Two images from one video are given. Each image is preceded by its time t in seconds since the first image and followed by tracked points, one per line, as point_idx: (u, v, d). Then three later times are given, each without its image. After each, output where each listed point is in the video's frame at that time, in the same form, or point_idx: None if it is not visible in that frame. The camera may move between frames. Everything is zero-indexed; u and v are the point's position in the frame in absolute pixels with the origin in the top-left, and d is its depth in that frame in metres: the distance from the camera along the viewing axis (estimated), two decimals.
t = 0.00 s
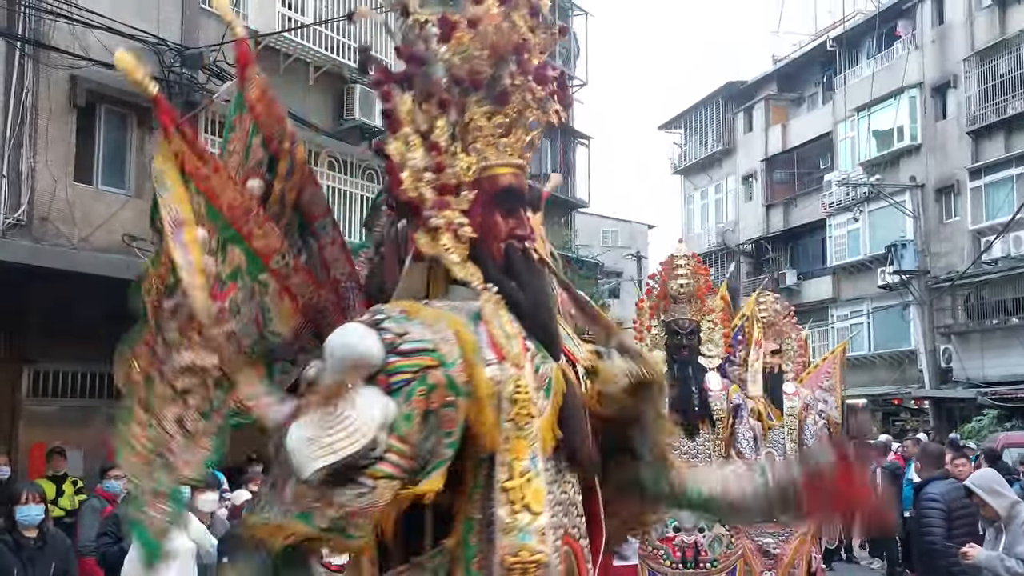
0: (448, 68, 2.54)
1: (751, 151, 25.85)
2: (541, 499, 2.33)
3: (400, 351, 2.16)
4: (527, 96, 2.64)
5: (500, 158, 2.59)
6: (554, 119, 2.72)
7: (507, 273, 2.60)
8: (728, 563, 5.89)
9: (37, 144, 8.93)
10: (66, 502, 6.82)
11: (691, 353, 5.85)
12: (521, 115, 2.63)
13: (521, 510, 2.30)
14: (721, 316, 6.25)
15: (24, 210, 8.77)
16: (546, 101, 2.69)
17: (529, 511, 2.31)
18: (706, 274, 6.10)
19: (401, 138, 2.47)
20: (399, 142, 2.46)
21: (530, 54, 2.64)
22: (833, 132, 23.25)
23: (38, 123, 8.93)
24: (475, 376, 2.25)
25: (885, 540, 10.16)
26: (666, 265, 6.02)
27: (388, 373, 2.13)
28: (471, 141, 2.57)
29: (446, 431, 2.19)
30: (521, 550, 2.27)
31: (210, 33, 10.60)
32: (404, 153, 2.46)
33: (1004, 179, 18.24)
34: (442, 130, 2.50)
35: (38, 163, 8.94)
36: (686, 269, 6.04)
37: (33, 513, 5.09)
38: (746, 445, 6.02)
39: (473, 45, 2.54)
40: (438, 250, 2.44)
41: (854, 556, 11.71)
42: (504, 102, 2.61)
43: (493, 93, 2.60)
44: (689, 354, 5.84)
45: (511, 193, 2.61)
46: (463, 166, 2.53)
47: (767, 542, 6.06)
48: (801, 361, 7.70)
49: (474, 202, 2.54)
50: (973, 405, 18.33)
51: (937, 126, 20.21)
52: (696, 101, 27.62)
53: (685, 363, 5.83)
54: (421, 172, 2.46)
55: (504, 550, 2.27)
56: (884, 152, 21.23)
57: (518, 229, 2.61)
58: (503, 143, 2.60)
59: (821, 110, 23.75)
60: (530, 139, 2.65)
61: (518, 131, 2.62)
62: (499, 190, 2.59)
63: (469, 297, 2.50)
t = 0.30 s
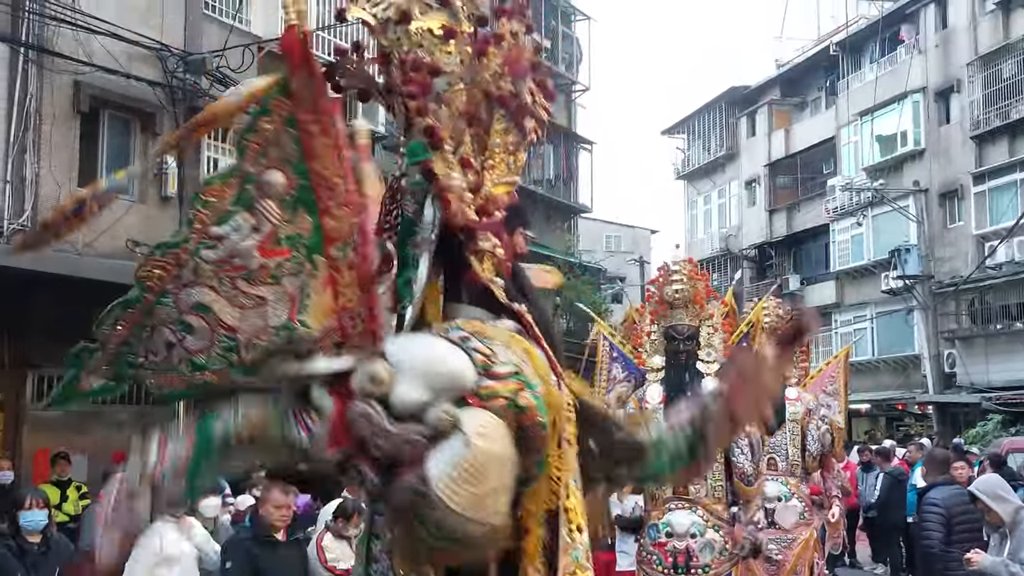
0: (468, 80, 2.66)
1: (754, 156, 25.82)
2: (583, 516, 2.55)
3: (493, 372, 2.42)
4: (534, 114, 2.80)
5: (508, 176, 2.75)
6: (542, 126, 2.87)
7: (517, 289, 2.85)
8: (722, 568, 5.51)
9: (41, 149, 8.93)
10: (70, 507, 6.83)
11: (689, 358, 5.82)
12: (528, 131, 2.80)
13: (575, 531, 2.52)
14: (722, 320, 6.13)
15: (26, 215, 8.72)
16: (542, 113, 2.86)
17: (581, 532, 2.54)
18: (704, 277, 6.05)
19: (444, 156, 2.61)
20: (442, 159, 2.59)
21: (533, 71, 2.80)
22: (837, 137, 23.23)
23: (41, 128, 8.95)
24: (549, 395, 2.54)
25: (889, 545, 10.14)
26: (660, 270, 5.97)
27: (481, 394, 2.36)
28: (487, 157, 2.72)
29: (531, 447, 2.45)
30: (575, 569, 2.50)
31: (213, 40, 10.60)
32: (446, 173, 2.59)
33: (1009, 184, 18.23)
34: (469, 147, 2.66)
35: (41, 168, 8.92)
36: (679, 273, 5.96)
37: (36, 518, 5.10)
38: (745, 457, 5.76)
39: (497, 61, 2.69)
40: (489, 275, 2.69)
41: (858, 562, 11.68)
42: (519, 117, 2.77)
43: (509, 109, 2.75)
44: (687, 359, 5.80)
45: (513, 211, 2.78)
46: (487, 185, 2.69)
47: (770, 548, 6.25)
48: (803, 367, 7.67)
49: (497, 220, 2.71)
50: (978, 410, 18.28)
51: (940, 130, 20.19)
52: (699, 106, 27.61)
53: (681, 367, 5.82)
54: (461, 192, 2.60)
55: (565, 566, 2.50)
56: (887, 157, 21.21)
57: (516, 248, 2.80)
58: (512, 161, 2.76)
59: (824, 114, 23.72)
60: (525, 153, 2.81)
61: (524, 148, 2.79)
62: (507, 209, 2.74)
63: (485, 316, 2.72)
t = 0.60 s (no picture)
0: (497, 87, 2.70)
1: (756, 158, 25.79)
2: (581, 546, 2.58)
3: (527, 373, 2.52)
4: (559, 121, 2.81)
5: (528, 182, 2.73)
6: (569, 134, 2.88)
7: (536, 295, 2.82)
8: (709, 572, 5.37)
9: (46, 153, 8.95)
10: (74, 511, 6.85)
11: (688, 362, 5.80)
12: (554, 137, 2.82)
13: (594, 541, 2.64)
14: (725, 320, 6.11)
15: (32, 219, 8.79)
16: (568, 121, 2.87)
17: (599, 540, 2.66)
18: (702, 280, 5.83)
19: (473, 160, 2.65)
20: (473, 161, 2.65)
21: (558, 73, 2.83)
22: (840, 138, 23.23)
23: (45, 132, 8.97)
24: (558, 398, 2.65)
25: (893, 548, 10.13)
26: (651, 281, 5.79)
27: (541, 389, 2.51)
28: (514, 162, 2.72)
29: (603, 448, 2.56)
30: None
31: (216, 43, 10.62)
32: (472, 177, 2.64)
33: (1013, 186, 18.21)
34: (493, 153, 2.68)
35: (47, 172, 8.96)
36: (670, 280, 5.77)
37: (42, 523, 5.09)
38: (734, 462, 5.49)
39: (524, 66, 2.72)
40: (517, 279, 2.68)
41: (861, 565, 11.67)
42: (547, 124, 2.77)
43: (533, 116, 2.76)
44: (686, 363, 5.80)
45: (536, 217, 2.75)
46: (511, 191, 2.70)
47: (773, 551, 6.06)
48: (806, 369, 7.67)
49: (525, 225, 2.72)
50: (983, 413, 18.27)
51: (944, 132, 20.17)
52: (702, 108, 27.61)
53: (680, 370, 5.81)
54: (490, 196, 2.64)
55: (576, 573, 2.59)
56: (890, 159, 21.19)
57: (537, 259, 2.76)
58: (535, 166, 2.75)
59: (827, 116, 23.70)
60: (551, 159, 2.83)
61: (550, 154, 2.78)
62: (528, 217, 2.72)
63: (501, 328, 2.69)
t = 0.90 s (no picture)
0: (460, 73, 2.67)
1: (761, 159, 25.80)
2: (544, 511, 2.54)
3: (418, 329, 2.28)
4: (539, 99, 2.76)
5: (513, 162, 2.73)
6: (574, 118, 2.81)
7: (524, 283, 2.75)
8: None
9: (54, 154, 9.00)
10: (82, 511, 6.87)
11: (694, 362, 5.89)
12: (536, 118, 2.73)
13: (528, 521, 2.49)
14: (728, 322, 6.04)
15: (39, 220, 8.85)
16: (562, 102, 2.79)
17: (531, 521, 2.50)
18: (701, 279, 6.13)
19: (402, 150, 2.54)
20: (402, 151, 2.54)
21: (542, 53, 2.75)
22: (845, 139, 23.24)
23: (53, 133, 9.00)
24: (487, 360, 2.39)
25: (898, 548, 10.14)
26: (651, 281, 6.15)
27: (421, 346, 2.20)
28: (483, 146, 2.71)
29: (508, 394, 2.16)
30: (522, 560, 2.44)
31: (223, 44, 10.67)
32: (407, 163, 2.54)
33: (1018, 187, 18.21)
34: (452, 140, 2.67)
35: (54, 173, 9.01)
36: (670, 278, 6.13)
37: (48, 523, 5.15)
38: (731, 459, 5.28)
39: (483, 48, 2.66)
40: (438, 266, 2.55)
41: (867, 565, 11.67)
42: (517, 105, 2.73)
43: (503, 97, 2.73)
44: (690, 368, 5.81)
45: (526, 199, 2.74)
46: (476, 175, 2.69)
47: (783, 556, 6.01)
48: (811, 370, 7.67)
49: (481, 210, 2.69)
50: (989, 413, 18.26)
51: (950, 133, 20.22)
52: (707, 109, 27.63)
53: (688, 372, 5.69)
54: (423, 184, 2.56)
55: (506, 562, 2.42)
56: (895, 160, 21.19)
57: (534, 236, 2.77)
58: (516, 148, 2.73)
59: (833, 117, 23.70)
60: (545, 142, 2.75)
61: (532, 135, 2.74)
62: (513, 195, 2.73)
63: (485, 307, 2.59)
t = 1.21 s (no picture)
0: (445, 112, 2.93)
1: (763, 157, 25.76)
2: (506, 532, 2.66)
3: (365, 408, 2.67)
4: (521, 139, 2.90)
5: (498, 201, 2.92)
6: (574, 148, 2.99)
7: (508, 325, 3.03)
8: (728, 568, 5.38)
9: (53, 153, 8.97)
10: (83, 510, 6.87)
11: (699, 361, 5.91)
12: (524, 157, 2.91)
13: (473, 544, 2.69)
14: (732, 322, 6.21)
15: (39, 218, 8.83)
16: (554, 136, 2.94)
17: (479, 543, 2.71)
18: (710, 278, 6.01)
19: (379, 196, 3.03)
20: (378, 202, 3.02)
21: (530, 88, 2.90)
22: (846, 137, 23.19)
23: (52, 132, 8.97)
24: (426, 427, 2.75)
25: (897, 548, 10.13)
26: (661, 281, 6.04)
27: (357, 432, 2.62)
28: (466, 187, 2.94)
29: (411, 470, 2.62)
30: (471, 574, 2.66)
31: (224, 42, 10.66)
32: (379, 211, 3.02)
33: (1018, 185, 18.17)
34: (432, 186, 2.99)
35: (53, 172, 8.98)
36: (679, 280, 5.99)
37: (49, 523, 5.11)
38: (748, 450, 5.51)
39: (456, 93, 2.90)
40: (405, 307, 2.95)
41: (868, 565, 11.65)
42: (496, 147, 2.90)
43: (483, 139, 2.92)
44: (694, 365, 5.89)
45: (511, 235, 2.93)
46: (458, 216, 2.95)
47: (787, 552, 6.12)
48: (811, 368, 7.66)
49: (460, 249, 2.94)
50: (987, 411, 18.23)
51: (950, 132, 20.15)
52: (707, 108, 27.59)
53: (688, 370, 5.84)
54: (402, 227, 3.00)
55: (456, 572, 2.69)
56: (896, 159, 21.19)
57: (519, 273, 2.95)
58: (498, 186, 2.91)
59: (834, 115, 23.67)
60: (533, 177, 2.90)
61: (514, 174, 2.90)
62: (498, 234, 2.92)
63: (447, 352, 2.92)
